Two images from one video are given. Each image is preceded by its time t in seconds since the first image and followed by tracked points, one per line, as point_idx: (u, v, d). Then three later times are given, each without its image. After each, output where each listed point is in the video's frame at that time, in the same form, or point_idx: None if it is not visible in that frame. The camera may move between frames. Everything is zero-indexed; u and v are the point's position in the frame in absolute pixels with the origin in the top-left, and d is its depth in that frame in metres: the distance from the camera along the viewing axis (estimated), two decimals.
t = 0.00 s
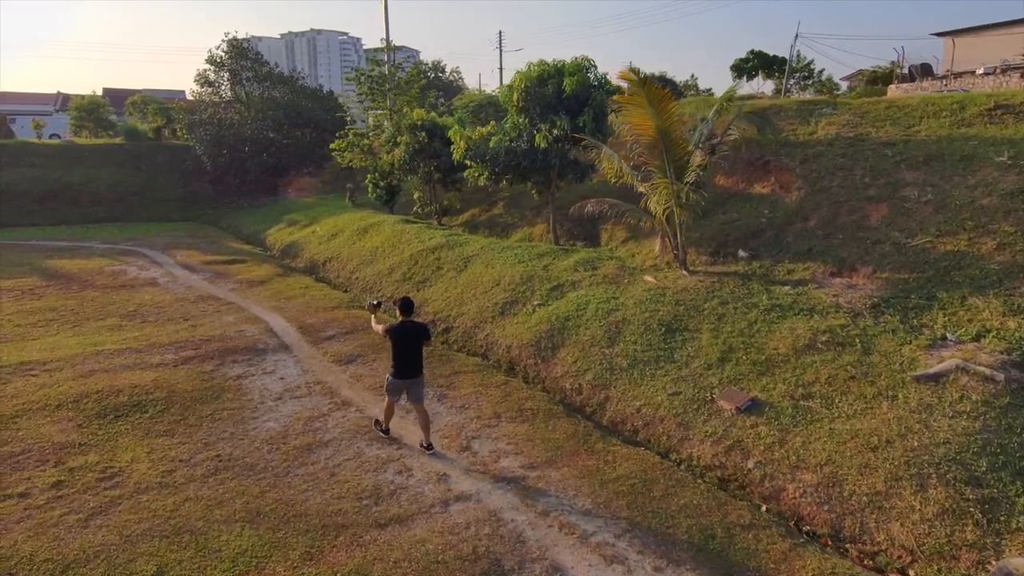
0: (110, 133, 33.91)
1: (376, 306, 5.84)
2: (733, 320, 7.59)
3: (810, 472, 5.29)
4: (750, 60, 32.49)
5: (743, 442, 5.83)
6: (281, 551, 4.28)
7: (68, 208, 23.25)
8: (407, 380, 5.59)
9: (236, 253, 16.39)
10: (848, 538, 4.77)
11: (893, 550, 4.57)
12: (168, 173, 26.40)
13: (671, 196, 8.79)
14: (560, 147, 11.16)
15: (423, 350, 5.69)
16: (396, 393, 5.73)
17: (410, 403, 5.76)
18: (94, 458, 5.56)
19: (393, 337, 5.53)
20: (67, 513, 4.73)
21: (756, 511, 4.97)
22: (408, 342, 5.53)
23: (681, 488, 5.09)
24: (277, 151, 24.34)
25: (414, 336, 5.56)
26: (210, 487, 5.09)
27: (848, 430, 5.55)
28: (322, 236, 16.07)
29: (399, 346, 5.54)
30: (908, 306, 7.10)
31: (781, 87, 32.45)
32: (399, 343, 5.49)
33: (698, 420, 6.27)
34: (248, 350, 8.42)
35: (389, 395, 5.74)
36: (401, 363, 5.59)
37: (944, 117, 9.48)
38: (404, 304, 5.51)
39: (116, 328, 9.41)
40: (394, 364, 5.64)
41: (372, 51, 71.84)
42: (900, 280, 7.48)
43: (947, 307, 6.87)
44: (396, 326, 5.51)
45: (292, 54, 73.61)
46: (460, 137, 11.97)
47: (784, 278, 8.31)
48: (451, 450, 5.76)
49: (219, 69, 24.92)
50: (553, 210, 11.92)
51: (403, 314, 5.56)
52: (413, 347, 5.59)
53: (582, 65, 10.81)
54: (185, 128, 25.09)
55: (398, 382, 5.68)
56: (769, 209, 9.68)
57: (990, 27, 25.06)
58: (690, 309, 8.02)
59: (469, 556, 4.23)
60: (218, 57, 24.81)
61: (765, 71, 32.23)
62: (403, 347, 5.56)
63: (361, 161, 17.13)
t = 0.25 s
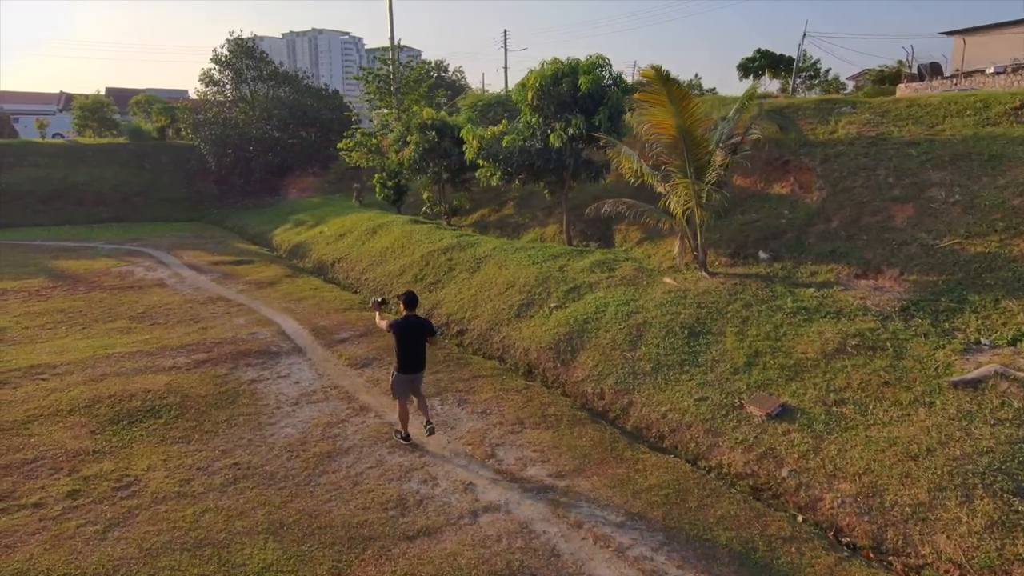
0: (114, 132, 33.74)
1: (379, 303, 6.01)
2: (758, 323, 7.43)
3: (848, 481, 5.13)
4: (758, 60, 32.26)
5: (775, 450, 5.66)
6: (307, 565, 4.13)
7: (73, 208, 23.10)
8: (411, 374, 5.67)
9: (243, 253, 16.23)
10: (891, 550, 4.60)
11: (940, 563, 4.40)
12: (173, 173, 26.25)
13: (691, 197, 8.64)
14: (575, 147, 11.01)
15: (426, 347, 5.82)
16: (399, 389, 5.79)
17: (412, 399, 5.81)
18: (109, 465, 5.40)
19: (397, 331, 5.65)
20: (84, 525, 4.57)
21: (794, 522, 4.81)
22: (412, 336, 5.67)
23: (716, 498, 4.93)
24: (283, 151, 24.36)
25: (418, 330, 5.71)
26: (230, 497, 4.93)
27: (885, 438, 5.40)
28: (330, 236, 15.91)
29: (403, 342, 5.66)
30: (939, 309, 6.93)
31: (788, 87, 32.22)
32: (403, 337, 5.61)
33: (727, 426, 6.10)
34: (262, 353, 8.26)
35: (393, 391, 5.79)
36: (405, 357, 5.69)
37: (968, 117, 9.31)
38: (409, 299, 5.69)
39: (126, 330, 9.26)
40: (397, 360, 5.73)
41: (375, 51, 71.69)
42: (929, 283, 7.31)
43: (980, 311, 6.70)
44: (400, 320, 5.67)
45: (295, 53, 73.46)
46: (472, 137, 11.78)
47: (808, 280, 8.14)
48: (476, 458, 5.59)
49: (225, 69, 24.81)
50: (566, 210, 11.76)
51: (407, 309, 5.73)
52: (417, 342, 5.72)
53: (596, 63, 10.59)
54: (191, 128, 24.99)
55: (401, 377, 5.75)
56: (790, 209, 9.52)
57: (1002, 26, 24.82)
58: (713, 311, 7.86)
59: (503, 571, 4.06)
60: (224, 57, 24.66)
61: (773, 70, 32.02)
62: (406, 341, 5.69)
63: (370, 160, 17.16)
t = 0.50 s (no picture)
0: (119, 132, 33.64)
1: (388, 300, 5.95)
2: (784, 324, 7.29)
3: (887, 488, 5.00)
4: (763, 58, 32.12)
5: (809, 456, 5.52)
6: None
7: (78, 208, 22.99)
8: (420, 372, 5.57)
9: (250, 253, 16.11)
10: (937, 560, 4.46)
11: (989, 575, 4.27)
12: (178, 172, 26.13)
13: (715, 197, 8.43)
14: (591, 145, 10.87)
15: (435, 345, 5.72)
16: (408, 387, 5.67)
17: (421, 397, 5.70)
18: (127, 472, 5.27)
19: (406, 328, 5.57)
20: (104, 534, 4.44)
21: (835, 531, 4.66)
22: (422, 333, 5.58)
23: (754, 506, 4.80)
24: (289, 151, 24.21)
25: (427, 327, 5.61)
26: (254, 504, 4.79)
27: (924, 444, 5.27)
28: (339, 236, 15.78)
29: (412, 340, 5.58)
30: (970, 310, 6.79)
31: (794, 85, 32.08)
32: (412, 334, 5.54)
33: (758, 430, 5.95)
34: (276, 355, 8.13)
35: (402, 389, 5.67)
36: (414, 355, 5.59)
37: (992, 114, 9.17)
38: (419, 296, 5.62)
39: (137, 331, 9.12)
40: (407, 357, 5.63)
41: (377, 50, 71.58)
42: (958, 284, 7.17)
43: (1013, 313, 6.56)
44: (409, 317, 5.59)
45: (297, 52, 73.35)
46: (486, 136, 11.60)
47: (832, 281, 8.00)
48: (502, 463, 5.46)
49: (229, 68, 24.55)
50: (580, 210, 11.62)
51: (416, 307, 5.67)
52: (426, 340, 5.62)
53: (611, 60, 10.36)
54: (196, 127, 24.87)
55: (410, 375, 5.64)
56: (810, 209, 9.37)
57: (1011, 24, 24.67)
58: (736, 313, 7.72)
59: None
60: (229, 55, 24.49)
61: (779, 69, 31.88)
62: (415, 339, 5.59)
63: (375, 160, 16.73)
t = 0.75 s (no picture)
0: (123, 131, 33.49)
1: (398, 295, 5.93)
2: (811, 326, 7.15)
3: (930, 496, 4.86)
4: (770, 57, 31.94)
5: (845, 461, 5.38)
6: None
7: (83, 208, 22.86)
8: (429, 369, 5.65)
9: (258, 253, 15.97)
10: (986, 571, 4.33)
11: None
12: (183, 171, 26.00)
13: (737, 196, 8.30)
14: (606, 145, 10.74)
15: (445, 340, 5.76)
16: (418, 382, 5.77)
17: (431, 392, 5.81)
18: (147, 478, 5.14)
19: (416, 325, 5.60)
20: (128, 543, 4.31)
21: (879, 540, 4.53)
22: (431, 330, 5.61)
23: (794, 514, 4.66)
24: (295, 151, 24.15)
25: (437, 325, 5.64)
26: (280, 512, 4.66)
27: (965, 450, 5.14)
28: (348, 236, 15.65)
29: (422, 337, 5.61)
30: (1003, 312, 6.65)
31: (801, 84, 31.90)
32: (422, 332, 5.57)
33: (790, 435, 5.82)
34: (292, 357, 8.00)
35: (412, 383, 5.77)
36: (424, 351, 5.65)
37: (1016, 112, 9.06)
38: (429, 293, 5.59)
39: (149, 332, 8.99)
40: (417, 353, 5.69)
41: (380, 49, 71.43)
42: (989, 285, 7.04)
43: None
44: (419, 315, 5.60)
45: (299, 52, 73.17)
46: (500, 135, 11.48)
47: (857, 281, 7.86)
48: (531, 469, 5.33)
49: (235, 65, 24.39)
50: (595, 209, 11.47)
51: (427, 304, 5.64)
52: (436, 337, 5.66)
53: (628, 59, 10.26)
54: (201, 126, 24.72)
55: (419, 371, 5.73)
56: (831, 208, 9.24)
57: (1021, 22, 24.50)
58: (761, 314, 7.59)
59: None
60: (234, 53, 24.36)
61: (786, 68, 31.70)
62: (424, 336, 5.63)
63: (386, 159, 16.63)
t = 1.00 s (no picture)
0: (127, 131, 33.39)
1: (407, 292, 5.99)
2: (839, 329, 7.03)
3: (974, 504, 4.74)
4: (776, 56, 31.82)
5: (883, 468, 5.26)
6: None
7: (88, 208, 22.75)
8: (440, 364, 5.69)
9: (267, 253, 15.86)
10: None
11: None
12: (188, 171, 25.90)
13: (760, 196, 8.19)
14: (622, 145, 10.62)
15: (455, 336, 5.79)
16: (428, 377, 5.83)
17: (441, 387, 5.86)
18: (170, 485, 5.02)
19: (425, 322, 5.63)
20: (154, 554, 4.19)
21: (925, 551, 4.40)
22: (440, 326, 5.64)
23: (837, 523, 4.54)
24: (302, 149, 24.05)
25: (446, 321, 5.67)
26: (308, 521, 4.54)
27: (1008, 458, 5.02)
28: (357, 236, 15.53)
29: (431, 333, 5.65)
30: None
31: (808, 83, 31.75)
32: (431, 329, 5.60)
33: (824, 440, 5.69)
34: (309, 359, 7.89)
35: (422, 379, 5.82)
36: (433, 348, 5.69)
37: None
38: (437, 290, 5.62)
39: (163, 334, 8.89)
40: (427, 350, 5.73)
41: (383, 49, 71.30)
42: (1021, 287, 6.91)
43: None
44: (428, 312, 5.64)
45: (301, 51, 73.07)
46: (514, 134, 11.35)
47: (883, 283, 7.73)
48: (561, 476, 5.20)
49: (241, 65, 24.33)
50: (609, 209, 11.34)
51: (435, 300, 5.68)
52: (445, 333, 5.70)
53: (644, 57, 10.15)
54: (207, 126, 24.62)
55: (430, 366, 5.77)
56: (853, 209, 9.11)
57: None
58: (786, 316, 7.46)
59: None
60: (240, 53, 24.29)
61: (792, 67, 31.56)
62: (433, 332, 5.67)
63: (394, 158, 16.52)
